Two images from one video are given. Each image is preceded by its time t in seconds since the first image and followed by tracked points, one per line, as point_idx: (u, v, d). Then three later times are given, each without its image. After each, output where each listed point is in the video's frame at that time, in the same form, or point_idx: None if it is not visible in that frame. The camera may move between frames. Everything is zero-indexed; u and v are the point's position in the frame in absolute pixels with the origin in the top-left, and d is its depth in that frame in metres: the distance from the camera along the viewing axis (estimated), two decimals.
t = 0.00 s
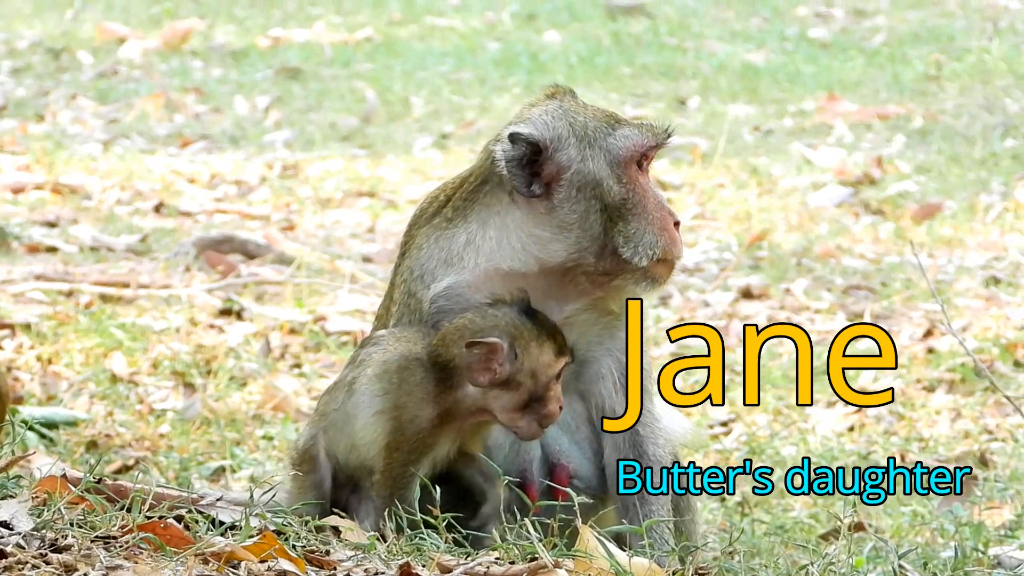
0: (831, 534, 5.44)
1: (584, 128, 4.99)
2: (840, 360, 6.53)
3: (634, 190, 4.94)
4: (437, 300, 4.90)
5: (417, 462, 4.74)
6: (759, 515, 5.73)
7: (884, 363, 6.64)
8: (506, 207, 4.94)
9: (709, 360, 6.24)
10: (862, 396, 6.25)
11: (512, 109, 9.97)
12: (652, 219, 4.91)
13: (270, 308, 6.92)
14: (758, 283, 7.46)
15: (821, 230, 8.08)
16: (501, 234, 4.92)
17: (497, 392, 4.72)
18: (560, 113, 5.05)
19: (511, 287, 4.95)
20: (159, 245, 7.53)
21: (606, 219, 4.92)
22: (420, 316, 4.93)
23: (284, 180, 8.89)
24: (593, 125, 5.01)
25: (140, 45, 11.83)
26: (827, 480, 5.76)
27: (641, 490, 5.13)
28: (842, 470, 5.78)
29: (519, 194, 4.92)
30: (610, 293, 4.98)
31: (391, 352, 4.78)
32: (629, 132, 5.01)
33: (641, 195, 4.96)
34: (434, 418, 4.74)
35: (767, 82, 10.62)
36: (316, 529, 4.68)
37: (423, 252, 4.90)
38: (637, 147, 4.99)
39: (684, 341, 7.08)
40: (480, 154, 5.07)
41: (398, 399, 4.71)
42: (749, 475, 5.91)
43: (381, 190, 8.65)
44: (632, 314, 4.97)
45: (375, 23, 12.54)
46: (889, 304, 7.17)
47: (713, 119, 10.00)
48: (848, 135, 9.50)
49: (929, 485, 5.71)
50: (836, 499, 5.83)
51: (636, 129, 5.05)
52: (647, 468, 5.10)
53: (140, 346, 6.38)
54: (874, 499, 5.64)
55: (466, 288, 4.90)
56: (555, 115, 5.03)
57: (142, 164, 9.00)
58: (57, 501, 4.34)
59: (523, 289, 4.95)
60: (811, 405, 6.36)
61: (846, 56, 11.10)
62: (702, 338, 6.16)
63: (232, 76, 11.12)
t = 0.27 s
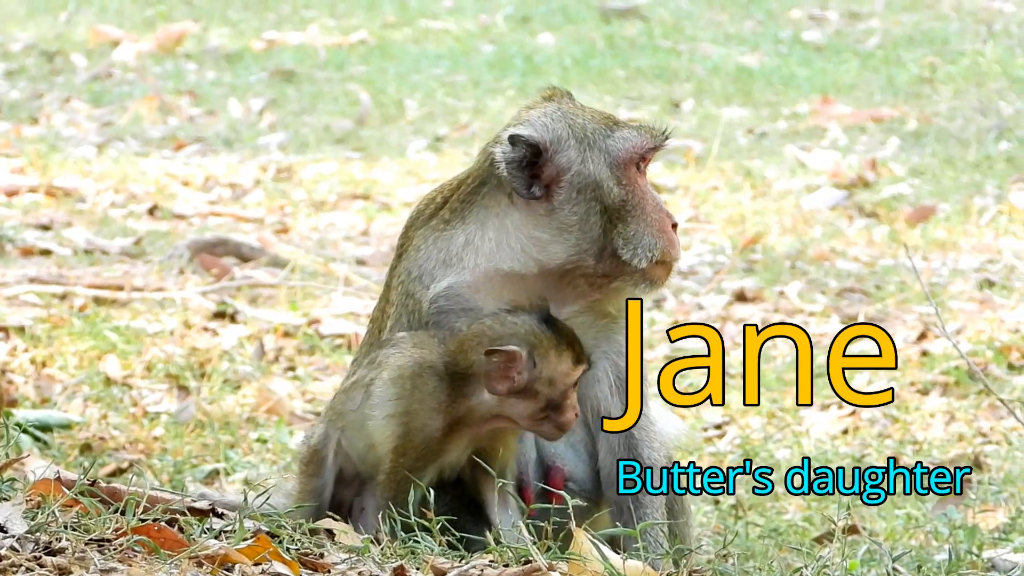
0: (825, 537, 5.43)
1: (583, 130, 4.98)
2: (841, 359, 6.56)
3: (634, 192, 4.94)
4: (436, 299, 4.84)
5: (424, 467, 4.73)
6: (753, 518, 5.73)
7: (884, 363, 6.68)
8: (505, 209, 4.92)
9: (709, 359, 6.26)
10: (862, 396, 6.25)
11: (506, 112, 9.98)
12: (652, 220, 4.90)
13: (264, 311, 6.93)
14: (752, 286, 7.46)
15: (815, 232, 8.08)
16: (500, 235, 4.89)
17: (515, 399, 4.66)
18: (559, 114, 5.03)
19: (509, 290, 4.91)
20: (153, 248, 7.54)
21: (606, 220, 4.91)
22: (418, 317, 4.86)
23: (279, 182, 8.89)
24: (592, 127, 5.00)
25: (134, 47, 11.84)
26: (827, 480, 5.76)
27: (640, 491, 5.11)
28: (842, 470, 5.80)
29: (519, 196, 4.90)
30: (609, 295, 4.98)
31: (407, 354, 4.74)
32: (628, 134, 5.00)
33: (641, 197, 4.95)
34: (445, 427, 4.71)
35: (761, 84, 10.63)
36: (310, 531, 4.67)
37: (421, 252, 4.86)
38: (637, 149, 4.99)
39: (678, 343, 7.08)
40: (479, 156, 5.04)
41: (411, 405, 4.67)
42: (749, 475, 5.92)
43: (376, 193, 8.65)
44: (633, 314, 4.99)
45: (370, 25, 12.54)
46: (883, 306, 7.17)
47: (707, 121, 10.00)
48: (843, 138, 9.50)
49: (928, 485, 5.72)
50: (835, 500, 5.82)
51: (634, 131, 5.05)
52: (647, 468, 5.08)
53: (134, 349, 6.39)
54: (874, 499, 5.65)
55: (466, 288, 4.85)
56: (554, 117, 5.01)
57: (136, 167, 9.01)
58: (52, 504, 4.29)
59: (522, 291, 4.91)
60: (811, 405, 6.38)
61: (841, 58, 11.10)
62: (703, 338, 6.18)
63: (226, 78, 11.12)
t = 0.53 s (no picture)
0: (820, 539, 5.43)
1: (577, 132, 4.99)
2: (840, 360, 6.54)
3: (628, 193, 4.96)
4: (430, 301, 4.78)
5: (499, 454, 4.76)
6: (748, 520, 5.71)
7: (884, 363, 6.68)
8: (499, 211, 4.90)
9: (710, 359, 6.25)
10: (862, 396, 6.29)
11: (500, 115, 9.99)
12: (647, 220, 4.94)
13: (258, 313, 6.93)
14: (747, 288, 7.46)
15: (809, 234, 8.08)
16: (494, 236, 4.87)
17: (589, 393, 4.63)
18: (553, 117, 5.04)
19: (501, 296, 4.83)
20: (147, 251, 7.54)
21: (603, 221, 4.91)
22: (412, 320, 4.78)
23: (273, 185, 8.89)
24: (586, 129, 5.02)
25: (128, 50, 11.85)
26: (827, 480, 5.76)
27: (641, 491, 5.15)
28: (842, 470, 5.80)
29: (515, 197, 4.89)
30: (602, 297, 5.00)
31: (469, 347, 4.69)
32: (621, 136, 5.04)
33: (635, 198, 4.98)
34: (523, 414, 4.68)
35: (755, 87, 10.63)
36: (304, 534, 4.58)
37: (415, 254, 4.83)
38: (630, 151, 5.02)
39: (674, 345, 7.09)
40: (474, 159, 5.01)
41: (482, 403, 4.66)
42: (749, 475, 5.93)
43: (370, 196, 8.65)
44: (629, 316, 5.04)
45: (364, 28, 12.55)
46: (878, 308, 7.17)
47: (701, 123, 10.00)
48: (837, 140, 9.51)
49: (929, 485, 5.72)
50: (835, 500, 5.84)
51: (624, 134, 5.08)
52: (647, 468, 5.13)
53: (129, 351, 6.40)
54: (874, 499, 5.67)
55: (458, 291, 4.78)
56: (549, 119, 5.02)
57: (130, 169, 9.00)
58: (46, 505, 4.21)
59: (516, 297, 4.81)
60: (811, 405, 6.37)
61: (834, 61, 11.12)
62: (703, 338, 6.10)
63: (220, 80, 11.12)
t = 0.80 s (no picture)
0: (815, 541, 5.42)
1: (568, 133, 5.00)
2: (840, 360, 6.55)
3: (620, 193, 4.95)
4: (422, 304, 4.79)
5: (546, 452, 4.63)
6: (743, 522, 5.70)
7: (884, 363, 6.69)
8: (491, 213, 4.91)
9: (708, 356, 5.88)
10: (862, 396, 6.29)
11: (495, 116, 9.99)
12: (639, 220, 4.92)
13: (254, 315, 6.94)
14: (741, 290, 7.46)
15: (804, 236, 8.08)
16: (486, 239, 4.88)
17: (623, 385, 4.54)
18: (545, 119, 5.05)
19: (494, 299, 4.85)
20: (142, 252, 7.54)
21: (595, 221, 4.90)
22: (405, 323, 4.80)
23: (268, 186, 8.89)
24: (578, 130, 5.02)
25: (123, 51, 11.85)
26: (827, 480, 5.76)
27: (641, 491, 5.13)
28: (842, 470, 5.79)
29: (507, 199, 4.90)
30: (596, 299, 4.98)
31: (500, 348, 4.67)
32: (613, 136, 5.03)
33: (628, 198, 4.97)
34: (569, 403, 4.63)
35: (750, 88, 10.63)
36: (298, 535, 4.55)
37: (407, 257, 4.86)
38: (622, 151, 5.01)
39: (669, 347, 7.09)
40: (466, 162, 5.03)
41: (528, 390, 4.61)
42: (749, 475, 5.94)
43: (365, 197, 8.65)
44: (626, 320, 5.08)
45: (359, 29, 12.55)
46: (872, 310, 7.17)
47: (696, 125, 9.99)
48: (832, 141, 9.51)
49: (929, 485, 5.73)
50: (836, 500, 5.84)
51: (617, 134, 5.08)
52: (646, 469, 5.13)
53: (124, 353, 6.40)
54: (873, 500, 5.67)
55: (451, 294, 4.80)
56: (541, 121, 5.02)
57: (125, 171, 9.01)
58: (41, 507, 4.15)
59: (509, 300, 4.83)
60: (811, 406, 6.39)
61: (829, 63, 11.13)
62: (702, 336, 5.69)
63: (215, 82, 11.12)
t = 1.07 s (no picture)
0: (810, 541, 5.41)
1: (566, 133, 5.00)
2: (840, 360, 6.55)
3: (618, 194, 4.97)
4: (420, 304, 4.76)
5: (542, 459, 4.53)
6: (738, 523, 5.70)
7: (884, 363, 6.69)
8: (489, 213, 4.89)
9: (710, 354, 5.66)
10: (863, 396, 6.32)
11: (489, 117, 10.00)
12: (637, 219, 4.94)
13: (249, 316, 6.94)
14: (736, 290, 7.46)
15: (799, 237, 8.08)
16: (485, 239, 4.86)
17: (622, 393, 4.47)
18: (541, 119, 5.05)
19: (494, 299, 4.84)
20: (137, 253, 7.55)
21: (594, 222, 4.92)
22: (403, 323, 4.76)
23: (263, 187, 8.89)
24: (575, 130, 5.03)
25: (118, 52, 11.85)
26: (827, 480, 5.74)
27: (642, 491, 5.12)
28: (842, 470, 5.79)
29: (505, 199, 4.90)
30: (591, 299, 5.01)
31: (502, 357, 4.59)
32: (608, 136, 5.05)
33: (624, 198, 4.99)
34: (563, 409, 4.52)
35: (745, 89, 10.63)
36: (293, 536, 4.58)
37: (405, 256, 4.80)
38: (619, 151, 5.03)
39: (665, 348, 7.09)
40: (463, 161, 5.00)
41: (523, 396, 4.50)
42: (750, 475, 5.95)
43: (360, 198, 8.65)
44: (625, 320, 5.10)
45: (354, 30, 12.55)
46: (867, 310, 7.17)
47: (691, 125, 9.99)
48: (827, 142, 9.51)
49: (929, 485, 5.69)
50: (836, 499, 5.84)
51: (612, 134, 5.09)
52: (647, 468, 5.13)
53: (119, 353, 6.40)
54: (874, 499, 5.66)
55: (450, 294, 4.77)
56: (538, 121, 5.02)
57: (121, 172, 9.00)
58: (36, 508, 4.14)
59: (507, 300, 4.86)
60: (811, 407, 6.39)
61: (824, 63, 11.13)
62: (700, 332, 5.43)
63: (210, 83, 11.12)
